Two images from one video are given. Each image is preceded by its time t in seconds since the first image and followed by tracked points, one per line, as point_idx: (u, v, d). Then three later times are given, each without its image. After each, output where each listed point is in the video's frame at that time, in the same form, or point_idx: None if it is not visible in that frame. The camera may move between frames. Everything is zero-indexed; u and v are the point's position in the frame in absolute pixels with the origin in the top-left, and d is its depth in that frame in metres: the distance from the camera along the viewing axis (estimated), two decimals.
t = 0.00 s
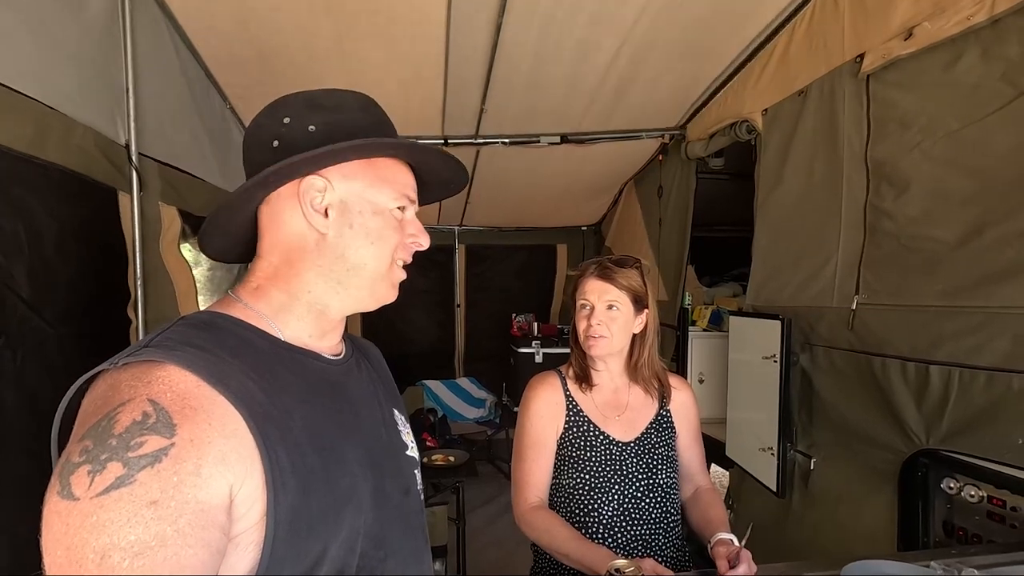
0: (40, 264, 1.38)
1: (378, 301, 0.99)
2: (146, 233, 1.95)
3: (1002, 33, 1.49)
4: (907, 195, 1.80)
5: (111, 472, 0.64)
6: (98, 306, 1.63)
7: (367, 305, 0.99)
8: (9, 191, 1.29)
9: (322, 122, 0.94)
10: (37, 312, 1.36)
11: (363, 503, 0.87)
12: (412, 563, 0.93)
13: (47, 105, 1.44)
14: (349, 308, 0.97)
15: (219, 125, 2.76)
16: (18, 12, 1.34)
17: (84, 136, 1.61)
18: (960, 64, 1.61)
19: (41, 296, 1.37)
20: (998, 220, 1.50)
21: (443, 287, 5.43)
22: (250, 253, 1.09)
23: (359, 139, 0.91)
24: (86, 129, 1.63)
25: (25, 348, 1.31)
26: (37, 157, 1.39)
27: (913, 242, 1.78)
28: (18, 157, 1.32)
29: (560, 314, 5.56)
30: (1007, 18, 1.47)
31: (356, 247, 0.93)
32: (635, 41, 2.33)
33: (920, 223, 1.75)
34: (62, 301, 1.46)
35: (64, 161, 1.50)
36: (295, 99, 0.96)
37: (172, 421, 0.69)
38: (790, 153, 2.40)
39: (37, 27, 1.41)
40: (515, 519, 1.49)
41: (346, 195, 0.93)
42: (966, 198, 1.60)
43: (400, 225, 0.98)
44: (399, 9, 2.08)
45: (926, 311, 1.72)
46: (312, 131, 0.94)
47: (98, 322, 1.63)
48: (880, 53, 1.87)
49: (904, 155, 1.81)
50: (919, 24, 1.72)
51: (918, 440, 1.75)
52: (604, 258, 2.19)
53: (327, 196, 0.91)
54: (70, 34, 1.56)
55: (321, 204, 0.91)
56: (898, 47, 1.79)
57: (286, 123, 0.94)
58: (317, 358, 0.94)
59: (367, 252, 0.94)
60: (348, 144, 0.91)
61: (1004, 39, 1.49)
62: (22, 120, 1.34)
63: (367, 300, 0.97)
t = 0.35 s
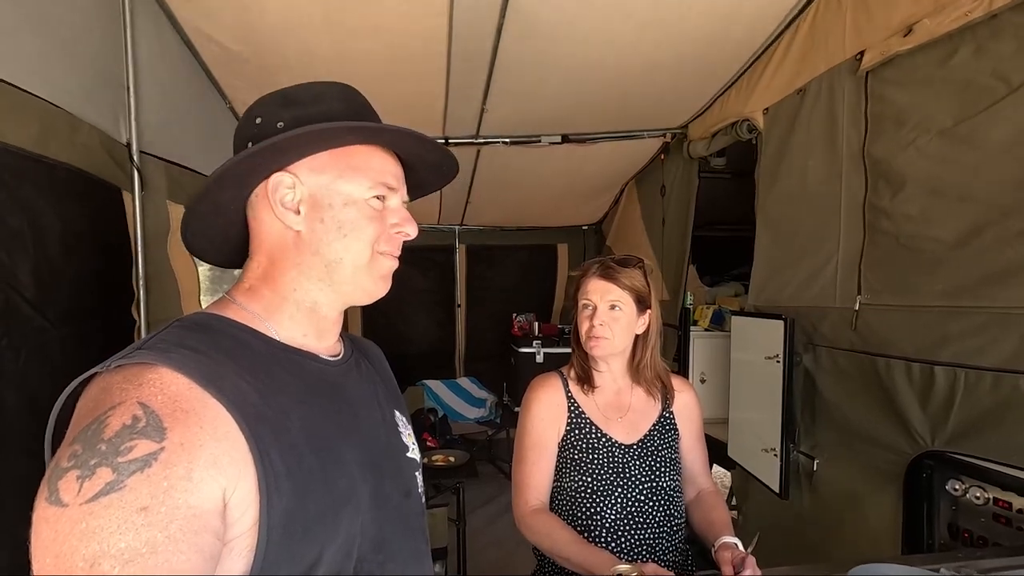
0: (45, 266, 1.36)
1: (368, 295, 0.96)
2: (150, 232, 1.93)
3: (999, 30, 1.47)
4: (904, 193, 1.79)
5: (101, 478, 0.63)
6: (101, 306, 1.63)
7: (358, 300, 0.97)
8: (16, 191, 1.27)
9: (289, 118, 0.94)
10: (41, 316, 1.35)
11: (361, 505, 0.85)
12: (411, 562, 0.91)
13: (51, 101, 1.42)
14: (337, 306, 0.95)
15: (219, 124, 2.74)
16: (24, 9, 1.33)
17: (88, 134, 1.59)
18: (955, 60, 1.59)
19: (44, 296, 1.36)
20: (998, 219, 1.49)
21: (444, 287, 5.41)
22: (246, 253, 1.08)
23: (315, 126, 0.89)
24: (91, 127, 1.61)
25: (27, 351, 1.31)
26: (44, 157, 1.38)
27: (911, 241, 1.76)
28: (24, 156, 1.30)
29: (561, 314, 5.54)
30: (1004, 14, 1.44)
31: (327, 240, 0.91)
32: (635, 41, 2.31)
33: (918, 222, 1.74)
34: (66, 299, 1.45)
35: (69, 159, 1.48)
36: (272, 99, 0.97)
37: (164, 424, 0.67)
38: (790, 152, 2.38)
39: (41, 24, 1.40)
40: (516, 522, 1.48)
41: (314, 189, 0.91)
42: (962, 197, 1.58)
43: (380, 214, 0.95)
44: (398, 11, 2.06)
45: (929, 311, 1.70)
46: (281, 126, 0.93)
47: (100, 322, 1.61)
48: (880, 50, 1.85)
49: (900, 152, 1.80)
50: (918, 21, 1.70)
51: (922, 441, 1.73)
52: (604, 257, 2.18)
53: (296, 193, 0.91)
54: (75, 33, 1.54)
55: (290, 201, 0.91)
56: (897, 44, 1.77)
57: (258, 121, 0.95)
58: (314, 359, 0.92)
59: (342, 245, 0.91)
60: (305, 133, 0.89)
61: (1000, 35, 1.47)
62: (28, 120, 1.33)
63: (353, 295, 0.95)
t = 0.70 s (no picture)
0: (45, 265, 1.36)
1: (368, 295, 0.96)
2: (150, 232, 1.93)
3: (1011, 29, 1.46)
4: (913, 192, 1.78)
5: (103, 479, 0.63)
6: (102, 306, 1.63)
7: (358, 301, 0.96)
8: (17, 191, 1.27)
9: (288, 118, 0.93)
10: (40, 316, 1.35)
11: (362, 505, 0.84)
12: (412, 561, 0.91)
13: (51, 101, 1.41)
14: (338, 306, 0.95)
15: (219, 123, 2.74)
16: (24, 8, 1.32)
17: (90, 134, 1.59)
18: (967, 60, 1.58)
19: (43, 297, 1.35)
20: (1007, 218, 1.48)
21: (445, 287, 5.41)
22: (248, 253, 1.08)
23: (314, 126, 0.89)
24: (92, 127, 1.61)
25: (26, 351, 1.30)
26: (43, 157, 1.37)
27: (919, 241, 1.75)
28: (24, 155, 1.29)
29: (562, 314, 5.54)
30: (1017, 13, 1.43)
31: (327, 240, 0.90)
32: (638, 39, 2.30)
33: (926, 221, 1.73)
34: (66, 299, 1.44)
35: (68, 160, 1.48)
36: (272, 99, 0.96)
37: (165, 425, 0.67)
38: (794, 151, 2.37)
39: (41, 23, 1.39)
40: (518, 522, 1.47)
41: (314, 189, 0.91)
42: (972, 196, 1.58)
43: (380, 213, 0.94)
44: (398, 11, 2.06)
45: (932, 311, 1.69)
46: (280, 126, 0.93)
47: (100, 322, 1.61)
48: (888, 49, 1.83)
49: (910, 152, 1.79)
50: (926, 20, 1.68)
51: (926, 442, 1.72)
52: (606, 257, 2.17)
53: (295, 193, 0.91)
54: (76, 33, 1.54)
55: (290, 201, 0.90)
56: (904, 43, 1.76)
57: (257, 122, 0.94)
58: (316, 360, 0.92)
59: (342, 244, 0.91)
60: (304, 133, 0.89)
61: (1011, 34, 1.46)
62: (30, 119, 1.32)
63: (354, 295, 0.94)
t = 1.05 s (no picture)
0: (51, 264, 1.37)
1: (367, 292, 0.96)
2: (152, 231, 1.94)
3: (1017, 27, 1.46)
4: (916, 192, 1.78)
5: (107, 472, 0.63)
6: (105, 305, 1.63)
7: (358, 298, 0.96)
8: (20, 189, 1.27)
9: (286, 117, 0.93)
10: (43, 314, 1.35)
11: (363, 501, 0.84)
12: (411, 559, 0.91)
13: (55, 99, 1.42)
14: (338, 303, 0.95)
15: (221, 122, 2.74)
16: (27, 8, 1.33)
17: (92, 133, 1.59)
18: (973, 59, 1.58)
19: (49, 295, 1.36)
20: (1010, 217, 1.48)
21: (446, 286, 5.41)
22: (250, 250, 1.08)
23: (309, 122, 0.89)
24: (95, 126, 1.61)
25: (30, 349, 1.30)
26: (49, 155, 1.38)
27: (922, 239, 1.75)
28: (29, 154, 1.30)
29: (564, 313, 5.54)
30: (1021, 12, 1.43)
31: (324, 236, 0.90)
32: (639, 38, 2.30)
33: (930, 220, 1.73)
34: (69, 297, 1.44)
35: (73, 157, 1.48)
36: (270, 99, 0.96)
37: (168, 420, 0.67)
38: (797, 150, 2.37)
39: (44, 22, 1.39)
40: (521, 519, 1.47)
41: (311, 186, 0.91)
42: (975, 195, 1.58)
43: (378, 209, 0.94)
44: (401, 10, 2.06)
45: (934, 310, 1.70)
46: (279, 125, 0.93)
47: (102, 320, 1.61)
48: (893, 47, 1.83)
49: (913, 152, 1.79)
50: (932, 19, 1.68)
51: (927, 441, 1.72)
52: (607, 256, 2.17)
53: (294, 190, 0.91)
54: (80, 32, 1.54)
55: (288, 199, 0.91)
56: (910, 42, 1.76)
57: (257, 122, 0.95)
58: (317, 357, 0.92)
59: (340, 240, 0.91)
60: (300, 131, 0.89)
61: (1017, 33, 1.46)
62: (35, 117, 1.33)
63: (353, 292, 0.94)
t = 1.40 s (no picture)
0: (47, 262, 1.37)
1: (366, 293, 0.95)
2: (154, 230, 1.94)
3: None
4: (921, 191, 1.77)
5: (102, 477, 0.63)
6: (106, 304, 1.63)
7: (357, 299, 0.96)
8: (15, 190, 1.26)
9: (282, 116, 0.93)
10: (42, 314, 1.35)
11: (360, 503, 0.84)
12: (411, 561, 0.91)
13: (50, 101, 1.41)
14: (336, 303, 0.95)
15: (222, 121, 2.74)
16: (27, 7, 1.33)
17: (90, 133, 1.59)
18: (980, 58, 1.57)
19: (45, 296, 1.36)
20: (1015, 216, 1.47)
21: (448, 285, 5.41)
22: (249, 249, 1.08)
23: (303, 122, 0.89)
24: (93, 126, 1.61)
25: (29, 348, 1.30)
26: (44, 157, 1.37)
27: (927, 239, 1.75)
28: (23, 155, 1.29)
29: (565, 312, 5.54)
30: None
31: (322, 237, 0.90)
32: (639, 36, 2.29)
33: (935, 220, 1.72)
34: (67, 298, 1.45)
35: (69, 160, 1.48)
36: (265, 98, 0.96)
37: (164, 423, 0.67)
38: (801, 149, 2.37)
39: (41, 22, 1.39)
40: (524, 516, 1.47)
41: (308, 186, 0.91)
42: (980, 195, 1.57)
43: (375, 208, 0.94)
44: (403, 8, 2.06)
45: (938, 309, 1.69)
46: (274, 124, 0.93)
47: (102, 320, 1.61)
48: (898, 46, 1.82)
49: (919, 151, 1.78)
50: (938, 18, 1.67)
51: (930, 440, 1.72)
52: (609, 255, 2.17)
53: (290, 190, 0.91)
54: (79, 31, 1.55)
55: (285, 200, 0.91)
56: (916, 41, 1.75)
57: (252, 122, 0.95)
58: (315, 358, 0.92)
59: (337, 241, 0.91)
60: (294, 131, 0.89)
61: None
62: (29, 119, 1.33)
63: (352, 292, 0.94)
